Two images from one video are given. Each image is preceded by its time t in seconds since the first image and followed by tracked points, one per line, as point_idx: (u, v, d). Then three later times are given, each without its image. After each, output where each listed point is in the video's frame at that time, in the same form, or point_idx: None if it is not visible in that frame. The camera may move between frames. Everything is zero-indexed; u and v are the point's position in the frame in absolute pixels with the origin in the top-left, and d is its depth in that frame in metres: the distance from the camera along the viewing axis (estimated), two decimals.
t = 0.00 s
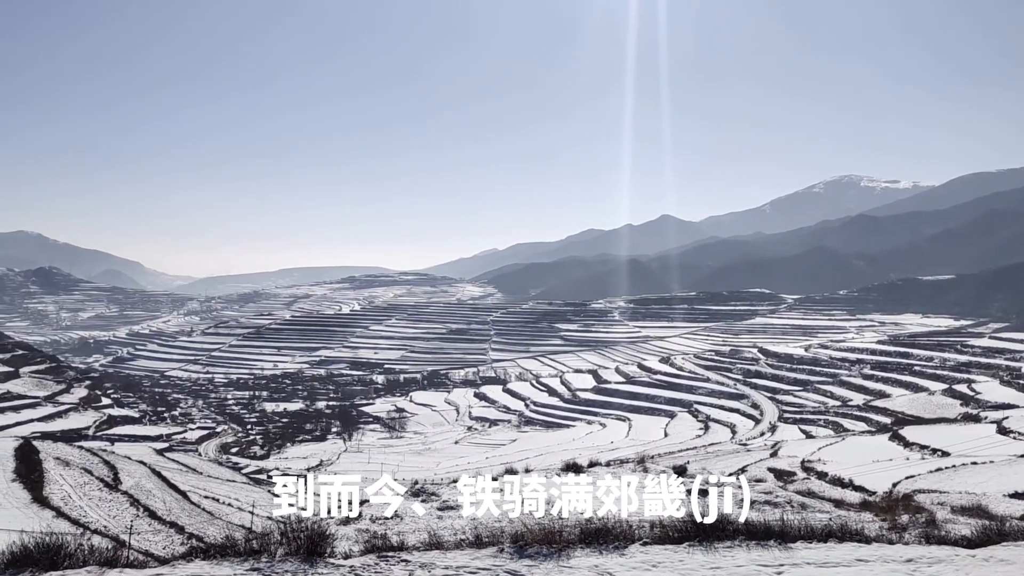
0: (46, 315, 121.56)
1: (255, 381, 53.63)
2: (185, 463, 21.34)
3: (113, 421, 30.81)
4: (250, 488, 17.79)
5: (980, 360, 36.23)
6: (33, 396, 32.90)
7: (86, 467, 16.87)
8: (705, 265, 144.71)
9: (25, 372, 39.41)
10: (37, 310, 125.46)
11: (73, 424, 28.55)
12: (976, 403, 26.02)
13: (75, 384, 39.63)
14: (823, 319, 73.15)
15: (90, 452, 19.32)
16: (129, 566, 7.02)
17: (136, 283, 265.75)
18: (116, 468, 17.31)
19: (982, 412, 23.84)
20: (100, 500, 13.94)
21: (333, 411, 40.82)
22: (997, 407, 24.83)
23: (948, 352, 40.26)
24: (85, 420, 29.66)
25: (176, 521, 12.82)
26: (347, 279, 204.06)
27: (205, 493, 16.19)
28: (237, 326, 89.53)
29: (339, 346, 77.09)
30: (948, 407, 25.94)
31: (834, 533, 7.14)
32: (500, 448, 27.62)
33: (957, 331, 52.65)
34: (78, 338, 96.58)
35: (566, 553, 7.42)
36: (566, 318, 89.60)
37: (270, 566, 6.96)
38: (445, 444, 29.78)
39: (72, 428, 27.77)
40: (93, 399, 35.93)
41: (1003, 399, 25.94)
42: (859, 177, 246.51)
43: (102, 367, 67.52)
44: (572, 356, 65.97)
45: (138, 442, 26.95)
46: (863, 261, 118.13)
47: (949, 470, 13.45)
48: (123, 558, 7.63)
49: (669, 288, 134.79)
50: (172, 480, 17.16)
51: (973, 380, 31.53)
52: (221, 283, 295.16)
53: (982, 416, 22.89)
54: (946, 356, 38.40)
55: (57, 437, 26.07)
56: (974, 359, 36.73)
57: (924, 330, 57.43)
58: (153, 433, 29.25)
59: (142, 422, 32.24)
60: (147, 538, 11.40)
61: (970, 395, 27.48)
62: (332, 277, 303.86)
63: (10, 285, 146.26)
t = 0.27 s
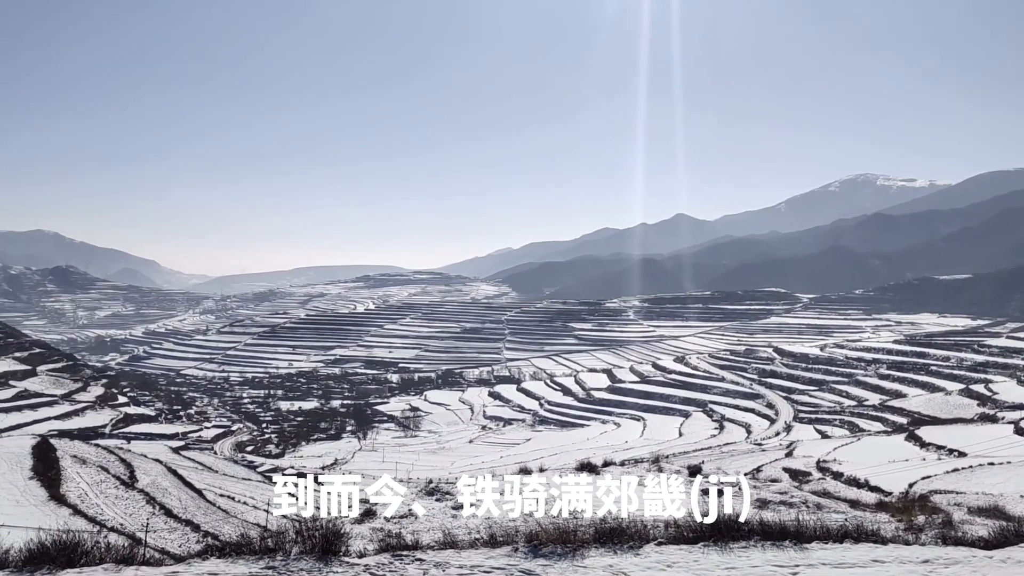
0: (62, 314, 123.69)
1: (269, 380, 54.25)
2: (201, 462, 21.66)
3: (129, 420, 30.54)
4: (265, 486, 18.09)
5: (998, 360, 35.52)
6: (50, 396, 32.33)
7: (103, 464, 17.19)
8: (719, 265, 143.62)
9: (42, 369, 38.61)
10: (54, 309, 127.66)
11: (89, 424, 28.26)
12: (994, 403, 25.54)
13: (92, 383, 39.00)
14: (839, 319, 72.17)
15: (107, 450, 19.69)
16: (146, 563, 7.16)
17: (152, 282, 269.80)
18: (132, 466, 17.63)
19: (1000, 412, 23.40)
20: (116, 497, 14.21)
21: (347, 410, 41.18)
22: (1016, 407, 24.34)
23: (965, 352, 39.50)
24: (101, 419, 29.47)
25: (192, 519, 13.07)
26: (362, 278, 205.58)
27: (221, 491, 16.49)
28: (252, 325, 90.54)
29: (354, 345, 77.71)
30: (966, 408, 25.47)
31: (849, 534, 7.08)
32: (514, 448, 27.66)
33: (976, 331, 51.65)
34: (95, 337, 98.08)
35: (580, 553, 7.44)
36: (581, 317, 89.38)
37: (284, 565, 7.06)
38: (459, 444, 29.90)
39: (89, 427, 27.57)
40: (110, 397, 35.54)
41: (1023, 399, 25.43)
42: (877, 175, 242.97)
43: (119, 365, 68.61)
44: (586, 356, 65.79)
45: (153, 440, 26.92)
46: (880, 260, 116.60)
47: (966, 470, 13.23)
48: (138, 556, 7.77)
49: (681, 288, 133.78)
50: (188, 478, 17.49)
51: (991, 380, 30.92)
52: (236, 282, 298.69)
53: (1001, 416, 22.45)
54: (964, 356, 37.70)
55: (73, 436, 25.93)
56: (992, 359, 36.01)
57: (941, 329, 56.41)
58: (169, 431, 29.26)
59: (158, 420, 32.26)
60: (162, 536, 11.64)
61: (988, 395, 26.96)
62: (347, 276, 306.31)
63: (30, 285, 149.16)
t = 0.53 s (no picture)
0: (79, 313, 125.97)
1: (284, 379, 54.91)
2: (215, 459, 21.95)
3: (145, 417, 30.71)
4: (279, 484, 18.34)
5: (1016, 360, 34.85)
6: (67, 393, 32.35)
7: (118, 462, 17.49)
8: (732, 263, 142.47)
9: (60, 367, 38.33)
10: (72, 307, 130.04)
11: (106, 421, 28.38)
12: (1011, 403, 25.07)
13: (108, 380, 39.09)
14: (853, 318, 71.23)
15: (122, 447, 20.01)
16: (160, 560, 7.27)
17: (168, 280, 274.08)
18: (148, 463, 17.95)
19: (1017, 412, 23.00)
20: (132, 495, 14.46)
21: (361, 408, 41.54)
22: None
23: (982, 351, 38.77)
24: (117, 417, 29.63)
25: (206, 517, 13.27)
26: (376, 277, 207.11)
27: (235, 489, 16.73)
28: (267, 324, 91.58)
29: (368, 343, 78.33)
30: (981, 407, 25.04)
31: (865, 534, 7.01)
32: (527, 446, 27.73)
33: (994, 329, 50.64)
34: (112, 335, 99.74)
35: (593, 552, 7.45)
36: (594, 316, 89.19)
37: (298, 562, 7.15)
38: (472, 442, 30.05)
39: (106, 424, 27.75)
40: (126, 395, 35.74)
41: None
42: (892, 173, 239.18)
43: (136, 363, 69.76)
44: (599, 354, 65.61)
45: (169, 438, 27.12)
46: (895, 258, 114.89)
47: (982, 470, 13.01)
48: (154, 553, 7.90)
49: (691, 288, 132.50)
50: (203, 475, 17.79)
51: (1009, 379, 30.36)
52: (251, 281, 302.42)
53: (1019, 416, 22.04)
54: (981, 355, 37.00)
55: (91, 433, 26.01)
56: (1010, 358, 35.35)
57: (957, 328, 55.42)
58: (184, 428, 29.48)
59: (173, 418, 32.54)
60: (177, 533, 11.83)
61: (1006, 394, 26.50)
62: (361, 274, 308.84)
63: (50, 284, 152.15)
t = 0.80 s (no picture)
0: (97, 311, 128.32)
1: (298, 377, 55.54)
2: (230, 457, 22.27)
3: (161, 415, 30.99)
4: (293, 481, 18.58)
5: None
6: (84, 391, 32.68)
7: (134, 459, 17.82)
8: (745, 262, 141.14)
9: (75, 365, 38.66)
10: (89, 305, 132.45)
11: (123, 419, 28.62)
12: None
13: (125, 378, 39.55)
14: (869, 316, 70.22)
15: (138, 445, 20.35)
16: (176, 558, 7.39)
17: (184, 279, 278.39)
18: (163, 460, 18.28)
19: None
20: (148, 492, 14.71)
21: (375, 406, 41.89)
22: None
23: (1002, 351, 38.04)
24: (134, 414, 29.85)
25: (221, 514, 13.49)
26: (389, 275, 208.44)
27: (250, 486, 17.00)
28: (281, 322, 92.58)
29: (382, 341, 78.89)
30: (1000, 406, 24.56)
31: (882, 534, 6.94)
32: (540, 444, 27.77)
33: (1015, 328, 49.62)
34: (129, 334, 101.41)
35: (607, 551, 7.47)
36: (608, 314, 88.91)
37: (314, 560, 7.24)
38: (485, 440, 30.18)
39: (122, 422, 27.95)
40: (142, 393, 36.13)
41: None
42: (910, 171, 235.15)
43: (153, 361, 70.93)
44: (613, 353, 65.39)
45: (185, 435, 27.43)
46: (910, 256, 113.08)
47: (1001, 470, 12.75)
48: (171, 550, 8.05)
49: (699, 288, 130.92)
50: (217, 472, 18.11)
51: None
52: (266, 279, 306.11)
53: None
54: (1001, 355, 36.28)
55: (107, 431, 26.13)
56: None
57: (977, 327, 54.39)
58: (199, 426, 29.76)
59: (188, 415, 32.88)
60: (192, 530, 12.05)
61: None
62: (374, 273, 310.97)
63: (68, 283, 155.14)
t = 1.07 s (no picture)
0: (113, 310, 130.32)
1: (313, 375, 56.11)
2: (244, 455, 22.56)
3: (176, 413, 31.05)
4: (307, 479, 18.82)
5: None
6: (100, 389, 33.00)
7: (149, 457, 18.08)
8: (759, 261, 139.70)
9: (91, 364, 39.05)
10: (107, 305, 134.71)
11: (138, 416, 28.76)
12: None
13: (141, 377, 40.09)
14: (886, 315, 69.19)
15: (154, 444, 20.66)
16: (192, 555, 7.52)
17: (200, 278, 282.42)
18: (178, 459, 18.56)
19: None
20: (163, 490, 14.95)
21: (389, 405, 42.20)
22: None
23: (1021, 351, 37.36)
24: (150, 411, 30.14)
25: (236, 512, 13.69)
26: (402, 275, 209.60)
27: (264, 484, 17.23)
28: (296, 321, 93.47)
29: (396, 340, 79.40)
30: (1019, 406, 24.11)
31: (897, 533, 6.89)
32: (554, 443, 27.77)
33: None
34: (145, 333, 102.76)
35: (622, 550, 7.49)
36: (622, 313, 88.55)
37: (327, 558, 7.33)
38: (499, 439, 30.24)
39: (137, 420, 27.68)
40: (157, 392, 36.03)
41: None
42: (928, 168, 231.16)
43: (170, 360, 71.95)
44: (627, 352, 65.09)
45: (201, 433, 27.48)
46: (927, 255, 111.11)
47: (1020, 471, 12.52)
48: (186, 548, 8.17)
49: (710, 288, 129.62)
50: (232, 471, 18.37)
51: None
52: (280, 278, 309.30)
53: None
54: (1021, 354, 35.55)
55: (122, 429, 25.62)
56: None
57: (997, 326, 53.33)
58: (214, 424, 30.04)
59: (203, 413, 33.18)
60: (207, 529, 12.20)
61: None
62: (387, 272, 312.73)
63: (85, 282, 157.64)
